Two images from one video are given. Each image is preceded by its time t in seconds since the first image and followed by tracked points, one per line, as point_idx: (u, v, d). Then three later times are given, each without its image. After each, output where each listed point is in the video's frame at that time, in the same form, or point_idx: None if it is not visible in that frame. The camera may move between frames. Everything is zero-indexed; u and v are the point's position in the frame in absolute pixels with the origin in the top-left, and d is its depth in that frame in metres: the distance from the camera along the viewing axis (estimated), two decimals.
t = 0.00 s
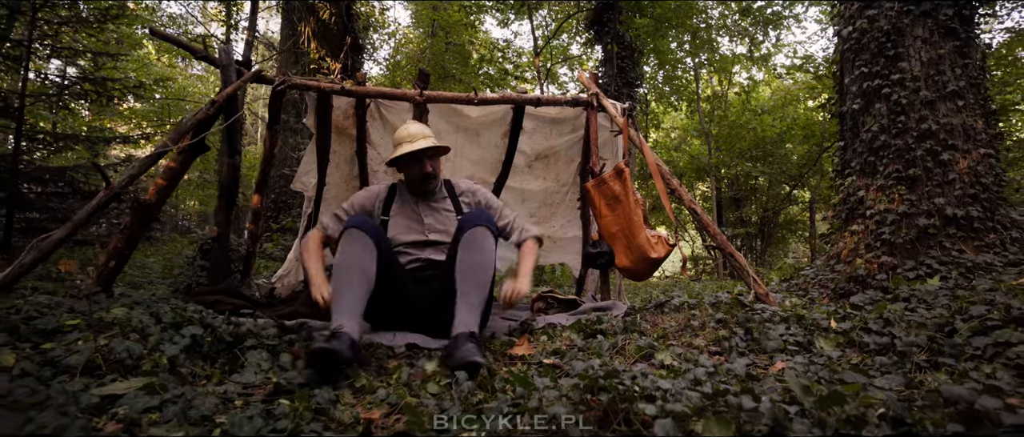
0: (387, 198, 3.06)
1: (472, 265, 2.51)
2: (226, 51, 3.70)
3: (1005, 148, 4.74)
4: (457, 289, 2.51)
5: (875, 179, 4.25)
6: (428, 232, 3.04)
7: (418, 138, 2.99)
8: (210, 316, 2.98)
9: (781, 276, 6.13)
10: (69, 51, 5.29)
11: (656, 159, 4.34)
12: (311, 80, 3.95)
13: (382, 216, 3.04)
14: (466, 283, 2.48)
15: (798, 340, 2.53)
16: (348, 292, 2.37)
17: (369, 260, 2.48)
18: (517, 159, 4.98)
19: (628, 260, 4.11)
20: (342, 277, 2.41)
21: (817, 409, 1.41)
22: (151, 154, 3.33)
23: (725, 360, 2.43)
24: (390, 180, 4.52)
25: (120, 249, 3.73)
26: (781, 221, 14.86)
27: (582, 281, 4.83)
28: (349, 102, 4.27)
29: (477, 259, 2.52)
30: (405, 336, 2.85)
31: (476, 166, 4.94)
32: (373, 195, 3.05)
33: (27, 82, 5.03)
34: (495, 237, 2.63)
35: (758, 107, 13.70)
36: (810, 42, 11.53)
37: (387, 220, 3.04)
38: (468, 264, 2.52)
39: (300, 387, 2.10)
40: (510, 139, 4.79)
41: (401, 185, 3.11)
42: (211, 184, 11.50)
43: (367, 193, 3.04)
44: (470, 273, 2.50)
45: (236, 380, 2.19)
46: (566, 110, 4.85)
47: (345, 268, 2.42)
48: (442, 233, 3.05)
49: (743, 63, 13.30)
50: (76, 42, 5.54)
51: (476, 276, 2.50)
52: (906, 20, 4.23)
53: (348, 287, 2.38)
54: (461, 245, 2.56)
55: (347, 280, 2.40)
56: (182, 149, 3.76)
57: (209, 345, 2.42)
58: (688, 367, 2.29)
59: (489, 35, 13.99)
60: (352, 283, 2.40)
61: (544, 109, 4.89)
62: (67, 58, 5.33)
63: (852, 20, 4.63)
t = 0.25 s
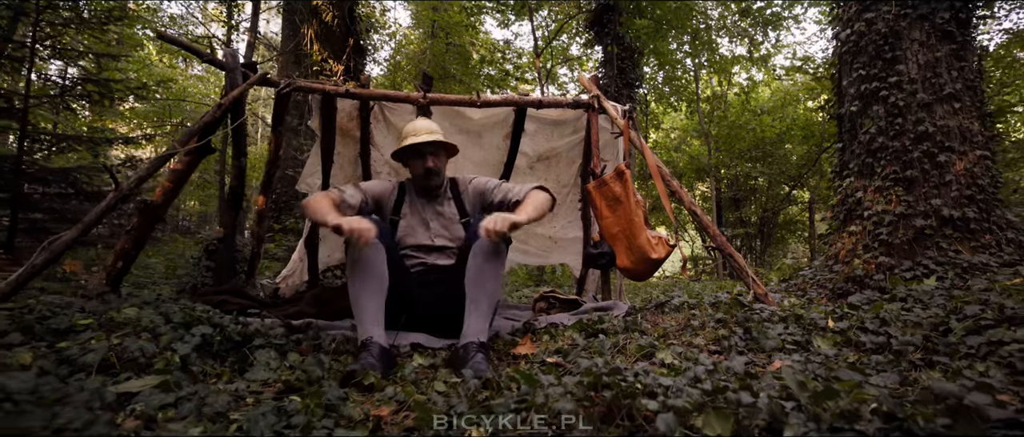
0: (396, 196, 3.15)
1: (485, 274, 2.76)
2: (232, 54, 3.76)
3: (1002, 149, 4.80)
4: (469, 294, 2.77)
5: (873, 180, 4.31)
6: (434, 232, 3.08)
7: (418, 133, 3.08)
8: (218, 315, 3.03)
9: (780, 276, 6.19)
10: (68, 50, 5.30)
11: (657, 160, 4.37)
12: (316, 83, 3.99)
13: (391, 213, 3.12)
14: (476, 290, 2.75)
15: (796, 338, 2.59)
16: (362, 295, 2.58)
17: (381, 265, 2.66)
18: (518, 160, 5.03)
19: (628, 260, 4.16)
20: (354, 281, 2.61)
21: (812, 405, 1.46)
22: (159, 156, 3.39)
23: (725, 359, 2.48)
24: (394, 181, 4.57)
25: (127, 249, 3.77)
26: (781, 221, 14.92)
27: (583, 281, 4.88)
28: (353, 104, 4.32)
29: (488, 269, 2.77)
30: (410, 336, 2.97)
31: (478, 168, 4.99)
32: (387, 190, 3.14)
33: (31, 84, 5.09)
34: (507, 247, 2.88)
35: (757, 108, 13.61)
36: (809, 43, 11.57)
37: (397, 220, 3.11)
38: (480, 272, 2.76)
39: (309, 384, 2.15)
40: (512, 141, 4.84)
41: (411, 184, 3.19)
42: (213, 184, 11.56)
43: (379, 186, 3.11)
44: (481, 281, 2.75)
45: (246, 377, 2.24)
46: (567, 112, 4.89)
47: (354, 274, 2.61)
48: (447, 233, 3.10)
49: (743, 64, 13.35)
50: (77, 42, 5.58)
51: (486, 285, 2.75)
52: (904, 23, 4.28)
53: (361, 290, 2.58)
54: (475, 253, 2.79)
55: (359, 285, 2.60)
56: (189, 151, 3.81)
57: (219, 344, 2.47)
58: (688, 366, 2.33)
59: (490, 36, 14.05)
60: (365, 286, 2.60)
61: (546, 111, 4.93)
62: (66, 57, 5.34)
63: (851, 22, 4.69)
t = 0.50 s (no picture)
0: (405, 196, 3.21)
1: (489, 279, 2.81)
2: (239, 58, 3.81)
3: (998, 151, 4.85)
4: (474, 297, 2.83)
5: (871, 181, 4.36)
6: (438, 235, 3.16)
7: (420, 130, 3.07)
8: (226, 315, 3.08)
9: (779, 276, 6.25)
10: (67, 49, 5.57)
11: (657, 162, 4.42)
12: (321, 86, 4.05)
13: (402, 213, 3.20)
14: (482, 293, 2.81)
15: (795, 337, 2.64)
16: (373, 297, 2.76)
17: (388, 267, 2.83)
18: (520, 162, 5.08)
19: (629, 260, 4.21)
20: (363, 283, 2.77)
21: (807, 400, 1.51)
22: (167, 158, 3.44)
23: (724, 357, 2.54)
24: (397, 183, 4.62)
25: (134, 250, 3.82)
26: (780, 222, 14.98)
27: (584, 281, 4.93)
28: (357, 106, 4.37)
29: (493, 272, 2.82)
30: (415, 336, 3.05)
31: (480, 169, 5.04)
32: (399, 188, 3.18)
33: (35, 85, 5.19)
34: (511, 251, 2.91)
35: (757, 108, 13.62)
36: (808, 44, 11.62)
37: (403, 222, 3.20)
38: (485, 276, 2.83)
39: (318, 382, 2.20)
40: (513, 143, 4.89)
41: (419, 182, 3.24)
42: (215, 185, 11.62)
43: (391, 183, 3.13)
44: (486, 284, 2.81)
45: (256, 375, 2.29)
46: (568, 114, 4.94)
47: (366, 277, 2.76)
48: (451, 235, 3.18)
49: (743, 64, 13.38)
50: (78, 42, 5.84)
51: (491, 289, 2.81)
52: (901, 26, 4.34)
53: (372, 292, 2.76)
54: (479, 257, 2.85)
55: (369, 288, 2.77)
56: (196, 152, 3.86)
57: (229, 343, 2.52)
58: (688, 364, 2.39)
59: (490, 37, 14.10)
60: (376, 289, 2.77)
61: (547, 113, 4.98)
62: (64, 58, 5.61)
63: (850, 25, 4.74)
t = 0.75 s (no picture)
0: (409, 197, 3.27)
1: (491, 279, 2.87)
2: (243, 60, 3.87)
3: (992, 152, 4.92)
4: (477, 298, 2.88)
5: (868, 182, 4.42)
6: (440, 233, 3.22)
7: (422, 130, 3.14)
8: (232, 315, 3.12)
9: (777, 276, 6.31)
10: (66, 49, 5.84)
11: (656, 164, 4.48)
12: (325, 88, 4.10)
13: (406, 213, 3.24)
14: (484, 294, 2.85)
15: (792, 336, 2.69)
16: (378, 298, 2.81)
17: (393, 271, 2.90)
18: (521, 163, 5.13)
19: (629, 260, 4.25)
20: (368, 285, 2.83)
21: (803, 394, 1.57)
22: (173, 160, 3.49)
23: (722, 356, 2.59)
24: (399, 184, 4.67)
25: (139, 250, 3.86)
26: (779, 222, 15.05)
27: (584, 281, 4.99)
28: (360, 108, 4.42)
29: (495, 273, 2.87)
30: (418, 335, 3.10)
31: (481, 170, 5.09)
32: (403, 189, 3.24)
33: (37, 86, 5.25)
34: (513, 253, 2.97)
35: (755, 109, 13.86)
36: (806, 45, 11.69)
37: (406, 221, 3.24)
38: (487, 277, 2.88)
39: (325, 381, 2.24)
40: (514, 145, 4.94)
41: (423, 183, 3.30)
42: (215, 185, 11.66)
43: (396, 184, 3.20)
44: (489, 285, 2.86)
45: (264, 374, 2.34)
46: (569, 116, 4.99)
47: (370, 279, 2.82)
48: (453, 234, 3.24)
49: (742, 64, 13.43)
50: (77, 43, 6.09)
51: (492, 289, 2.86)
52: (897, 29, 4.39)
53: (377, 294, 2.81)
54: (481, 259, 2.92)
55: (374, 290, 2.82)
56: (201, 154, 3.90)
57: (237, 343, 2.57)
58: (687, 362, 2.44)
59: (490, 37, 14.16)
60: (380, 291, 2.82)
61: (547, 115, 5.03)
62: (65, 58, 5.90)
63: (846, 28, 4.81)
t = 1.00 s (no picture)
0: (410, 198, 3.31)
1: (492, 276, 2.92)
2: (247, 64, 3.92)
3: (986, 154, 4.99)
4: (479, 296, 2.93)
5: (863, 184, 4.48)
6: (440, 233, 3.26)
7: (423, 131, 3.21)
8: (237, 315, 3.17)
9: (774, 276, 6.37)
10: (64, 50, 5.91)
11: (655, 165, 4.53)
12: (327, 90, 4.14)
13: (407, 213, 3.28)
14: (486, 292, 2.91)
15: (788, 335, 2.74)
16: (381, 297, 2.85)
17: (396, 270, 2.95)
18: (521, 164, 5.18)
19: (628, 261, 4.30)
20: (371, 284, 2.88)
21: (797, 390, 1.62)
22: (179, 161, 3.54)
23: (719, 354, 2.65)
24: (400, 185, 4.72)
25: (144, 251, 3.90)
26: (776, 222, 15.14)
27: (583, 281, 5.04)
28: (362, 111, 4.46)
29: (497, 272, 2.92)
30: (420, 334, 3.15)
31: (481, 171, 5.14)
32: (404, 191, 3.29)
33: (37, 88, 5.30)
34: (513, 251, 3.03)
35: (753, 109, 14.09)
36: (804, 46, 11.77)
37: (408, 221, 3.29)
38: (487, 274, 2.93)
39: (331, 378, 2.29)
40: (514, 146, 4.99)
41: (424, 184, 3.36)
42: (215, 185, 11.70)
43: (398, 185, 3.26)
44: (490, 284, 2.92)
45: (270, 372, 2.39)
46: (568, 118, 5.04)
47: (374, 278, 2.87)
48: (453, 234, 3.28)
49: (740, 64, 13.48)
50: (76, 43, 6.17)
51: (493, 286, 2.91)
52: (892, 33, 4.45)
53: (380, 293, 2.86)
54: (482, 256, 2.98)
55: (378, 288, 2.87)
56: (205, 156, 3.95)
57: (243, 342, 2.61)
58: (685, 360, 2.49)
59: (490, 38, 14.22)
60: (384, 289, 2.87)
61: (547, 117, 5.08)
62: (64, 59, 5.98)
63: (842, 32, 4.88)
